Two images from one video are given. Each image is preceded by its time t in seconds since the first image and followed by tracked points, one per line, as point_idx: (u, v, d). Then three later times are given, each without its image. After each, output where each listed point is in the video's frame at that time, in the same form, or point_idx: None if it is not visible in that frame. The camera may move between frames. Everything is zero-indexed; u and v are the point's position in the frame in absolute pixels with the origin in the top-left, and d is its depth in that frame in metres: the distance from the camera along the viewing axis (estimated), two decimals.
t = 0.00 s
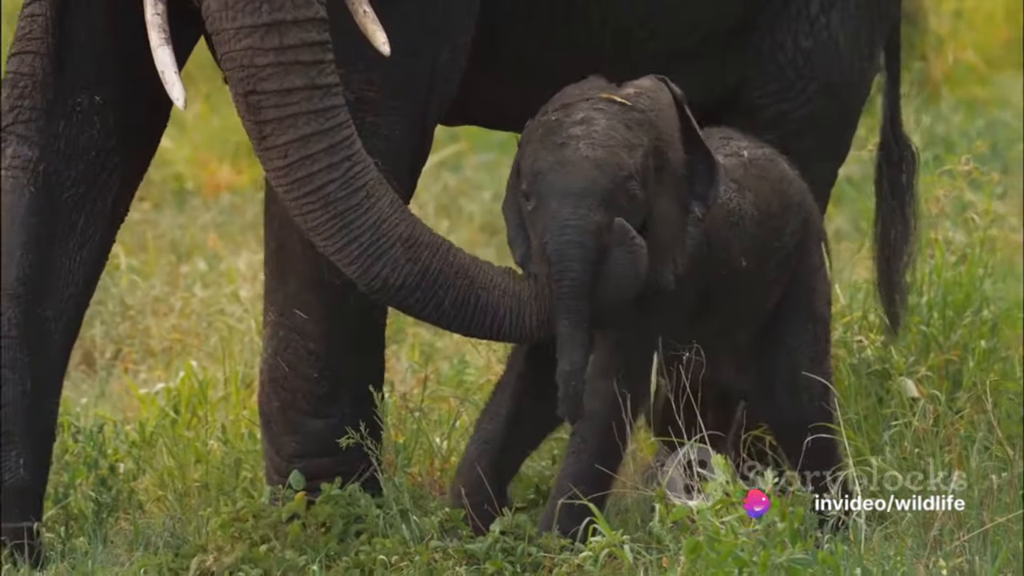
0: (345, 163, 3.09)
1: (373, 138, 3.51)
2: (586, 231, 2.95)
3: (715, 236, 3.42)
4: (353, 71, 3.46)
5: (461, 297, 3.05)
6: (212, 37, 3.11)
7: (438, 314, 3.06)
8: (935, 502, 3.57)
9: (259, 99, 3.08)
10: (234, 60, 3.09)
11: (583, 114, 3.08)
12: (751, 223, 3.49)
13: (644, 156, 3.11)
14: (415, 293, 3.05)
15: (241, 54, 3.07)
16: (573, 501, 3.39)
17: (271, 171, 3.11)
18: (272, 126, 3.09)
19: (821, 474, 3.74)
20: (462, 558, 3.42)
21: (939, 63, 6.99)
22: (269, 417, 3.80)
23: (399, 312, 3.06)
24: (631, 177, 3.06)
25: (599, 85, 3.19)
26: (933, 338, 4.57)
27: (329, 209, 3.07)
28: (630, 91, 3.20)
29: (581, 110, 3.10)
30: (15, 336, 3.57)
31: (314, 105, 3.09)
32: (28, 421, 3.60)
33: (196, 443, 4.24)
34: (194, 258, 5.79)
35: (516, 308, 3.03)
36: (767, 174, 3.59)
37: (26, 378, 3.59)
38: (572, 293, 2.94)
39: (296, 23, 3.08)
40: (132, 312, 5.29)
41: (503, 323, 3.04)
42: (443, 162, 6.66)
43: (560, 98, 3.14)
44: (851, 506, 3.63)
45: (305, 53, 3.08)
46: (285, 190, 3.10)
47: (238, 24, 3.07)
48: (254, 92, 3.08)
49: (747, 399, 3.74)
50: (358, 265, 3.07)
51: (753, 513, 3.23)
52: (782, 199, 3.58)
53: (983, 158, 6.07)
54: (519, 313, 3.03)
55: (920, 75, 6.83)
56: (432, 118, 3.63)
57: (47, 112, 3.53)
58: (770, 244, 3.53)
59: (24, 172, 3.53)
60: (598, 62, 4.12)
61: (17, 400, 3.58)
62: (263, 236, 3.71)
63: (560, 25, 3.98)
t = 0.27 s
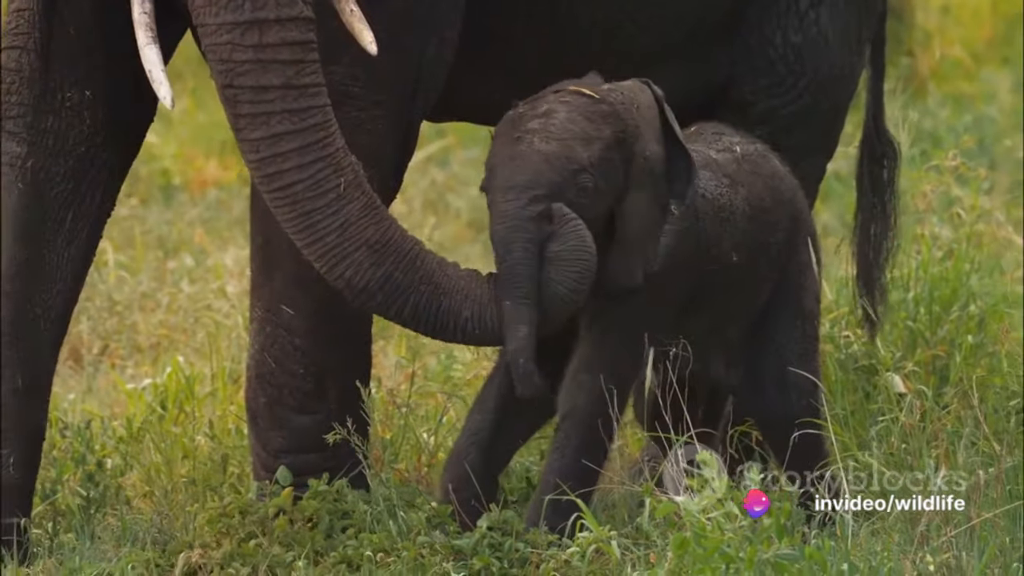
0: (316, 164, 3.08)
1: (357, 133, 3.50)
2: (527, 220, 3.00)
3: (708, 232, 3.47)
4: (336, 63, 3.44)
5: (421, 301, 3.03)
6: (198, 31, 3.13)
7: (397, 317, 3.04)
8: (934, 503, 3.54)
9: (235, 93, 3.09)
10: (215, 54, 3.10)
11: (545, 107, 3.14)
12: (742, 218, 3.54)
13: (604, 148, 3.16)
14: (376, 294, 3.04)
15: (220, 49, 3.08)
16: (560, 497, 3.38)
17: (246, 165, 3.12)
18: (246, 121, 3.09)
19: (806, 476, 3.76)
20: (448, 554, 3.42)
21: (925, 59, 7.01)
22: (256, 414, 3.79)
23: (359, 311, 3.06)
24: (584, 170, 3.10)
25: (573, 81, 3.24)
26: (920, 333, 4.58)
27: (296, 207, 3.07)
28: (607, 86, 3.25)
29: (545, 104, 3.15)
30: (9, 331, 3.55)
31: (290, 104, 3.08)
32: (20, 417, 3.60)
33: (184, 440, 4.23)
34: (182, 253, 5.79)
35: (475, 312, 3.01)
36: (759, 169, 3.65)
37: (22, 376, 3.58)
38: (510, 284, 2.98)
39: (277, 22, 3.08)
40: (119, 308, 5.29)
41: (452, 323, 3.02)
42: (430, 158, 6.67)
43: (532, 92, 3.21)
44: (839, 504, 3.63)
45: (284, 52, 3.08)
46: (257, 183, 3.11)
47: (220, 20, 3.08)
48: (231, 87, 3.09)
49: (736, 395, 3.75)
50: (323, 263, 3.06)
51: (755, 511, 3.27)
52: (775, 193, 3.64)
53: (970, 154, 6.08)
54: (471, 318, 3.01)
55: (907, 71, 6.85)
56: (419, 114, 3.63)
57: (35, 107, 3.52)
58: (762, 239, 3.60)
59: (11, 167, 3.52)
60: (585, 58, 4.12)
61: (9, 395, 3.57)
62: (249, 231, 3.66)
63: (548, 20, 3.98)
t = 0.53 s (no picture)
0: (272, 160, 3.07)
1: (345, 125, 3.52)
2: (486, 213, 3.08)
3: (701, 227, 3.47)
4: (324, 61, 3.45)
5: (356, 306, 3.06)
6: (173, 14, 3.09)
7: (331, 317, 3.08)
8: (935, 502, 3.51)
9: (203, 79, 3.07)
10: (186, 39, 3.07)
11: (517, 97, 3.18)
12: (733, 214, 3.54)
13: (574, 137, 3.18)
14: (315, 294, 3.06)
15: (192, 36, 3.05)
16: (547, 491, 3.39)
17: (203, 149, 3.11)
18: (210, 109, 3.08)
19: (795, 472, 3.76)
20: (437, 548, 3.41)
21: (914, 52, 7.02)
22: (244, 407, 3.79)
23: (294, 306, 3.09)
24: (550, 159, 3.14)
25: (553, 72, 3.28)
26: (908, 327, 4.58)
27: (248, 200, 3.07)
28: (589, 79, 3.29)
29: (519, 94, 3.19)
30: None
31: (256, 99, 3.06)
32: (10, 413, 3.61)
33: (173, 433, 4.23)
34: (170, 247, 5.78)
35: (408, 319, 3.05)
36: (755, 165, 3.66)
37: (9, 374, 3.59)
38: (450, 284, 3.05)
39: (252, 14, 3.05)
40: (107, 302, 5.28)
41: (382, 326, 3.06)
42: (418, 151, 6.66)
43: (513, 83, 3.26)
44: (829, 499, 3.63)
45: (256, 45, 3.05)
46: (214, 169, 3.10)
47: (194, 8, 3.05)
48: (199, 73, 3.07)
49: (728, 388, 3.73)
50: (266, 256, 3.08)
51: (755, 511, 3.27)
52: (770, 190, 3.64)
53: (958, 147, 6.08)
54: (401, 327, 3.05)
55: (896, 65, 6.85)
56: (407, 106, 3.63)
57: (20, 100, 3.50)
58: (756, 235, 3.59)
59: None
60: (573, 51, 4.12)
61: None
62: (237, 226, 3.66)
63: (536, 14, 3.98)
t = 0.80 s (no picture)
0: (244, 160, 3.08)
1: (340, 125, 3.52)
2: (481, 210, 3.15)
3: (702, 227, 3.48)
4: (320, 60, 3.45)
5: (325, 305, 3.12)
6: (151, 10, 3.09)
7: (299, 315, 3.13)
8: (935, 502, 3.50)
9: (179, 77, 3.07)
10: (164, 36, 3.07)
11: (516, 92, 3.24)
12: (736, 215, 3.54)
13: (571, 132, 3.23)
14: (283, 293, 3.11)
15: (172, 32, 3.05)
16: (546, 490, 3.37)
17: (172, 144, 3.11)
18: (184, 106, 3.08)
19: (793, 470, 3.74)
20: (434, 546, 3.42)
21: (910, 51, 7.04)
22: (242, 405, 3.79)
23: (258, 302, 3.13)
24: (547, 155, 3.20)
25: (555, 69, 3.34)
26: (905, 326, 4.57)
27: (218, 198, 3.09)
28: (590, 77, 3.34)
29: (518, 89, 3.26)
30: None
31: (233, 98, 3.07)
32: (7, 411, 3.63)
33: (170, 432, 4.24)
34: (167, 245, 5.78)
35: (381, 318, 3.13)
36: (760, 165, 3.64)
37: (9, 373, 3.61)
38: (439, 289, 3.13)
39: (232, 13, 3.05)
40: (105, 300, 5.28)
41: (350, 325, 3.13)
42: (415, 150, 6.66)
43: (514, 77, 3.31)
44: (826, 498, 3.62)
45: (234, 45, 3.06)
46: (182, 165, 3.11)
47: (174, 6, 3.05)
48: (176, 70, 3.07)
49: (730, 386, 3.73)
50: (232, 254, 3.11)
51: (754, 511, 3.27)
52: (774, 191, 3.64)
53: (955, 145, 6.09)
54: (369, 327, 3.13)
55: (893, 63, 6.86)
56: (404, 105, 3.63)
57: (18, 99, 3.50)
58: (757, 234, 3.59)
59: None
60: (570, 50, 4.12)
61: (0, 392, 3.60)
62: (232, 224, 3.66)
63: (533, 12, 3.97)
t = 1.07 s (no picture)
0: (236, 170, 3.13)
1: (341, 129, 3.52)
2: (492, 211, 3.16)
3: (713, 235, 3.49)
4: (320, 65, 3.45)
5: (323, 310, 3.18)
6: (138, 23, 3.11)
7: (296, 321, 3.18)
8: (935, 503, 3.52)
9: (169, 90, 3.10)
10: (152, 49, 3.09)
11: (530, 96, 3.27)
12: (748, 223, 3.55)
13: (584, 136, 3.25)
14: (280, 301, 3.16)
15: (160, 45, 3.08)
16: (550, 494, 3.37)
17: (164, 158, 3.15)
18: (176, 119, 3.11)
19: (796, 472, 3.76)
20: (437, 551, 3.43)
21: (912, 55, 7.05)
22: (243, 410, 3.79)
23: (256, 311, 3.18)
24: (559, 158, 3.21)
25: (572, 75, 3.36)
26: (908, 330, 4.57)
27: (211, 209, 3.13)
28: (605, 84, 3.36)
29: (533, 93, 3.28)
30: None
31: (223, 109, 3.11)
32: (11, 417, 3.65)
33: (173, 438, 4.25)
34: (170, 250, 5.79)
35: (382, 321, 3.19)
36: (773, 174, 3.65)
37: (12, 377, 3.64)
38: (453, 289, 3.14)
39: (219, 24, 3.08)
40: (108, 304, 5.29)
41: (348, 330, 3.19)
42: (418, 154, 6.67)
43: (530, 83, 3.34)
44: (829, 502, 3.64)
45: (222, 56, 3.08)
46: (175, 178, 3.14)
47: (161, 18, 3.07)
48: (166, 84, 3.10)
49: (738, 390, 3.74)
50: (229, 265, 3.15)
51: (753, 512, 3.26)
52: (786, 199, 3.64)
53: (957, 149, 6.09)
54: (368, 330, 3.19)
55: (895, 68, 6.87)
56: (406, 110, 3.63)
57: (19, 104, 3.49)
58: (770, 242, 3.60)
59: None
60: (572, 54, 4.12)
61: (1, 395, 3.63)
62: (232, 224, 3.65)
63: (534, 16, 3.97)
